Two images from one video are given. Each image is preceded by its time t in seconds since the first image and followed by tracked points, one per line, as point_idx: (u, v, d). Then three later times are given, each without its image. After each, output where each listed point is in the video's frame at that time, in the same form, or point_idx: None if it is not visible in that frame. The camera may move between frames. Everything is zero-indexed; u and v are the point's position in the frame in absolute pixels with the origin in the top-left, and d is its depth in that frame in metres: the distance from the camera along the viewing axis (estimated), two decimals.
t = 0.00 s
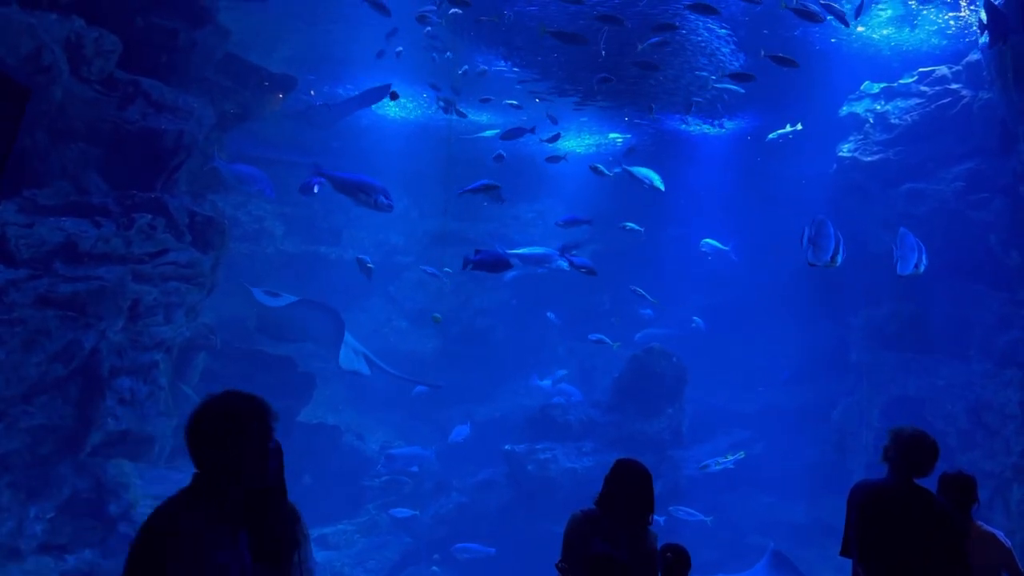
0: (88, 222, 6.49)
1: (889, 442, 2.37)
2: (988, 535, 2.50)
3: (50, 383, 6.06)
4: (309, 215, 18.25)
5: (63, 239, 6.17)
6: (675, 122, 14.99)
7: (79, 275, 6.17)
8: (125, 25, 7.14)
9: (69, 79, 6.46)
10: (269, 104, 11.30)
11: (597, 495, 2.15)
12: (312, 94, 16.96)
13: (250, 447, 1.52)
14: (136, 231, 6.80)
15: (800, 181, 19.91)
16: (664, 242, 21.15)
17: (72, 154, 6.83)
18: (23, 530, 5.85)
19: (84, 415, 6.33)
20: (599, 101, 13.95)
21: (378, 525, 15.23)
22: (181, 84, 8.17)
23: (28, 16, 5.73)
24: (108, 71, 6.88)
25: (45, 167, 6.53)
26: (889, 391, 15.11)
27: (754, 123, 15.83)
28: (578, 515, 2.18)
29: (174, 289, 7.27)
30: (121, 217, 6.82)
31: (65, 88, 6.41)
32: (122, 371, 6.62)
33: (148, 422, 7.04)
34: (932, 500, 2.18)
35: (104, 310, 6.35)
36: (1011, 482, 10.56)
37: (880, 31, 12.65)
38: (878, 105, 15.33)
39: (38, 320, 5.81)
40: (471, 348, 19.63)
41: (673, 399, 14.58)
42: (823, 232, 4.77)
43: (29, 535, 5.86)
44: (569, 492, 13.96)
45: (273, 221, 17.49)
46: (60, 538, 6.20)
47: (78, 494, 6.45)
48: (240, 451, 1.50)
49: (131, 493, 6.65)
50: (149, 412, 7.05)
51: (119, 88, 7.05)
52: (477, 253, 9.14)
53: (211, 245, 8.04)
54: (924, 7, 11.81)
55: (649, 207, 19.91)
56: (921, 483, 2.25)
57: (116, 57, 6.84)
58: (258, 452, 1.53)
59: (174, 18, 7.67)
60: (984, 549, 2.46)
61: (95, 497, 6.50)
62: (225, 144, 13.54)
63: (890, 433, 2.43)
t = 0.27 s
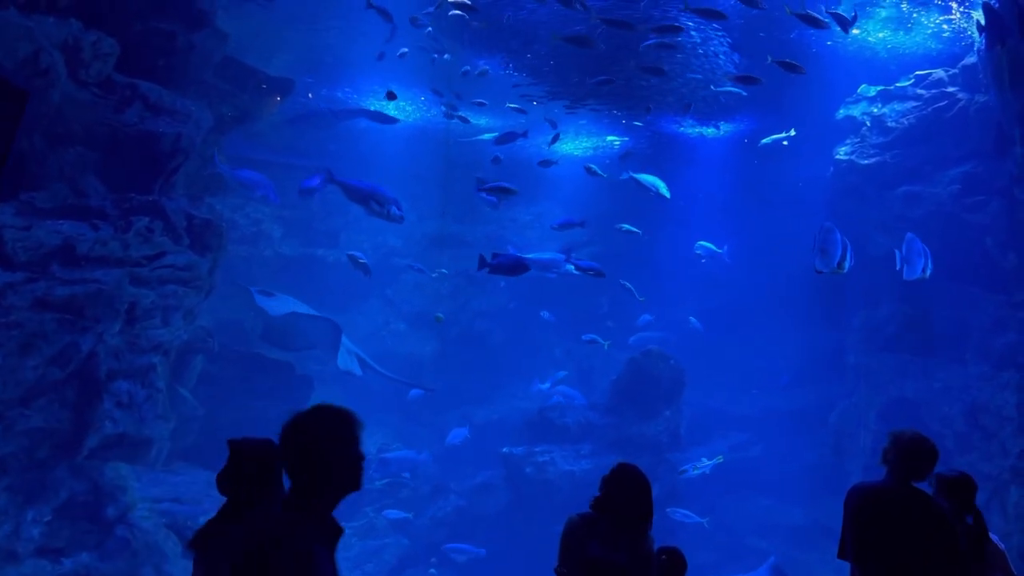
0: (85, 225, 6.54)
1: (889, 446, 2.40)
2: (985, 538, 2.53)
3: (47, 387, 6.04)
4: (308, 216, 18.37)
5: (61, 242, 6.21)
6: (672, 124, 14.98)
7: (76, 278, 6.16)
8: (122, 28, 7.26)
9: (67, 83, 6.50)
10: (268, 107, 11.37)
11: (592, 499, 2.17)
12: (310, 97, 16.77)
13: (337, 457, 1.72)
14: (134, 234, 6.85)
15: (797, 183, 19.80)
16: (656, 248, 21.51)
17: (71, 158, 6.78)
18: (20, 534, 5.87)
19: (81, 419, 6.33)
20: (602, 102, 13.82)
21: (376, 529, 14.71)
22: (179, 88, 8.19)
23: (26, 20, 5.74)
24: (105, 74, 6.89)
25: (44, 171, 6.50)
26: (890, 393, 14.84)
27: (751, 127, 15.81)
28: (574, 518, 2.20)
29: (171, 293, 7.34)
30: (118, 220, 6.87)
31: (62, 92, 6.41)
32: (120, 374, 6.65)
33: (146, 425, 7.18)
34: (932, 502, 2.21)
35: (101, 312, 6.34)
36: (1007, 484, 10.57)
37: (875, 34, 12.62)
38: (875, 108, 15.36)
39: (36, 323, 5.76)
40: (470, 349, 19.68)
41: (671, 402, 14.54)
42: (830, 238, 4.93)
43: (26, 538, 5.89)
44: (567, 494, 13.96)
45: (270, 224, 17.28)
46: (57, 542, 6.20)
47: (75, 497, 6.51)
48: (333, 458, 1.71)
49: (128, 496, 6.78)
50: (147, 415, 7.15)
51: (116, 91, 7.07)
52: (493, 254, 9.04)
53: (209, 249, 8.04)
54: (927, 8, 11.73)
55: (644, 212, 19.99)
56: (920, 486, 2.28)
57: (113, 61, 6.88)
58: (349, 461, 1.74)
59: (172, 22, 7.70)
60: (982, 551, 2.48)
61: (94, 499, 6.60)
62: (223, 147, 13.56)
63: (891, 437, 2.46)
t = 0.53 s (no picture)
0: (83, 228, 6.61)
1: (888, 447, 2.40)
2: (984, 536, 2.53)
3: (44, 390, 6.02)
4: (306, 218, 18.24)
5: (58, 245, 6.24)
6: (669, 126, 14.97)
7: (73, 280, 6.17)
8: (119, 29, 7.28)
9: (63, 84, 6.45)
10: (264, 110, 11.37)
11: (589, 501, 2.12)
12: (308, 99, 16.77)
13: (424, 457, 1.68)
14: (131, 237, 6.90)
15: (794, 185, 19.74)
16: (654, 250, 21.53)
17: (69, 159, 6.90)
18: (16, 537, 5.86)
19: (79, 421, 6.33)
20: (599, 103, 13.79)
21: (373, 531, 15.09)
22: (178, 90, 8.19)
23: (22, 22, 5.77)
24: (103, 76, 6.87)
25: (42, 172, 6.60)
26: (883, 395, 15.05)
27: (749, 130, 15.70)
28: (571, 520, 2.19)
29: (168, 295, 7.25)
30: (116, 222, 6.99)
31: (59, 93, 6.36)
32: (117, 377, 6.66)
33: (143, 427, 7.04)
34: (931, 503, 2.22)
35: (99, 315, 6.27)
36: (1006, 486, 10.59)
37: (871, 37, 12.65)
38: (872, 110, 15.31)
39: (33, 326, 5.75)
40: (468, 349, 19.79)
41: (669, 404, 14.46)
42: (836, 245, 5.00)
43: (23, 541, 5.89)
44: (566, 497, 13.96)
45: (267, 227, 17.22)
46: (55, 544, 6.24)
47: (72, 499, 6.40)
48: (418, 460, 1.67)
49: (125, 499, 6.70)
50: (143, 416, 7.06)
51: (115, 93, 7.09)
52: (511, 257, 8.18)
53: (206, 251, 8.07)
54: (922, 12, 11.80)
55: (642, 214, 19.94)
56: (918, 486, 2.29)
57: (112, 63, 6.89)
58: (437, 463, 1.69)
59: (171, 23, 7.63)
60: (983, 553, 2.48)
61: (91, 501, 6.50)
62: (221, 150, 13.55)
63: (890, 437, 2.46)
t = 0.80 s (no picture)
0: (81, 231, 6.64)
1: (887, 449, 2.43)
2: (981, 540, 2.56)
3: (42, 392, 6.13)
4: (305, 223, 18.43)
5: (56, 247, 6.26)
6: (667, 127, 14.97)
7: (71, 283, 6.20)
8: (117, 33, 7.31)
9: (62, 88, 6.54)
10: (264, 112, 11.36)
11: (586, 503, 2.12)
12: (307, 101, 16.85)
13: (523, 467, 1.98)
14: (129, 240, 6.86)
15: (792, 187, 19.77)
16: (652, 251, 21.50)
17: (68, 162, 6.92)
18: (14, 540, 5.86)
19: (76, 423, 6.40)
20: (596, 105, 13.78)
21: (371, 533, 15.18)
22: (177, 93, 8.22)
23: (22, 26, 5.91)
24: (102, 79, 6.88)
25: (40, 177, 6.62)
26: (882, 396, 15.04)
27: (744, 131, 15.59)
28: (569, 523, 2.22)
29: (167, 298, 7.26)
30: (114, 225, 6.99)
31: (58, 96, 6.43)
32: (115, 379, 6.74)
33: (142, 430, 7.06)
34: (929, 505, 2.25)
35: (97, 317, 6.31)
36: (1004, 487, 10.60)
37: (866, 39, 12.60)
38: (869, 113, 15.40)
39: (30, 328, 5.86)
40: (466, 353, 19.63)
41: (666, 406, 14.50)
42: (845, 251, 5.23)
43: (21, 544, 5.88)
44: (564, 499, 13.94)
45: (265, 229, 17.40)
46: (53, 547, 6.27)
47: (70, 501, 6.44)
48: (517, 469, 1.97)
49: (124, 501, 6.66)
50: (142, 419, 7.08)
51: (113, 96, 7.07)
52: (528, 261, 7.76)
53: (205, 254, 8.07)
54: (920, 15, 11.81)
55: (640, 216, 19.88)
56: (917, 488, 2.32)
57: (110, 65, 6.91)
58: (533, 470, 1.98)
59: (171, 26, 7.70)
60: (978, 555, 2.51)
61: (89, 504, 6.51)
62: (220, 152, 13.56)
63: (889, 439, 2.49)
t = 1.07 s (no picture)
0: (80, 232, 6.59)
1: (884, 450, 2.42)
2: (973, 539, 2.57)
3: (41, 394, 6.10)
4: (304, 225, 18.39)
5: (54, 250, 6.21)
6: (665, 129, 14.93)
7: (69, 285, 6.18)
8: (116, 35, 7.30)
9: (60, 89, 6.52)
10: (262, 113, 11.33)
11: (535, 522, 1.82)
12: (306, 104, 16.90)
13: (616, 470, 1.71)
14: (127, 242, 6.85)
15: (790, 188, 19.78)
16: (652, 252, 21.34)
17: (66, 164, 6.89)
18: (13, 542, 5.92)
19: (74, 425, 6.41)
20: (593, 107, 13.77)
21: (370, 535, 15.41)
22: (176, 95, 8.22)
23: (19, 27, 5.86)
24: (100, 81, 6.92)
25: (36, 179, 6.59)
26: (881, 398, 15.04)
27: (744, 132, 15.58)
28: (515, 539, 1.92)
29: (165, 300, 7.35)
30: (112, 227, 6.92)
31: (56, 99, 6.45)
32: (113, 381, 6.78)
33: (140, 432, 7.08)
34: (927, 505, 2.23)
35: (95, 319, 6.31)
36: (1004, 488, 10.60)
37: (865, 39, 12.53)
38: (867, 114, 15.42)
39: (28, 330, 5.81)
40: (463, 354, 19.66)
41: (664, 408, 14.51)
42: (851, 257, 5.46)
43: (18, 547, 5.93)
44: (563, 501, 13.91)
45: (264, 231, 17.35)
46: (51, 550, 6.30)
47: (68, 504, 6.47)
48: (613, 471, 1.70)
49: (123, 504, 6.69)
50: (140, 421, 7.11)
51: (112, 98, 7.09)
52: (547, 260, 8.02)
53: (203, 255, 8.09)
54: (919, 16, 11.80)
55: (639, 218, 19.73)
56: (915, 489, 2.30)
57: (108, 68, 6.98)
58: (627, 472, 1.70)
59: (169, 29, 7.77)
60: (975, 556, 2.50)
61: (87, 506, 6.54)
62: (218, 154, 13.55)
63: (886, 440, 2.47)
